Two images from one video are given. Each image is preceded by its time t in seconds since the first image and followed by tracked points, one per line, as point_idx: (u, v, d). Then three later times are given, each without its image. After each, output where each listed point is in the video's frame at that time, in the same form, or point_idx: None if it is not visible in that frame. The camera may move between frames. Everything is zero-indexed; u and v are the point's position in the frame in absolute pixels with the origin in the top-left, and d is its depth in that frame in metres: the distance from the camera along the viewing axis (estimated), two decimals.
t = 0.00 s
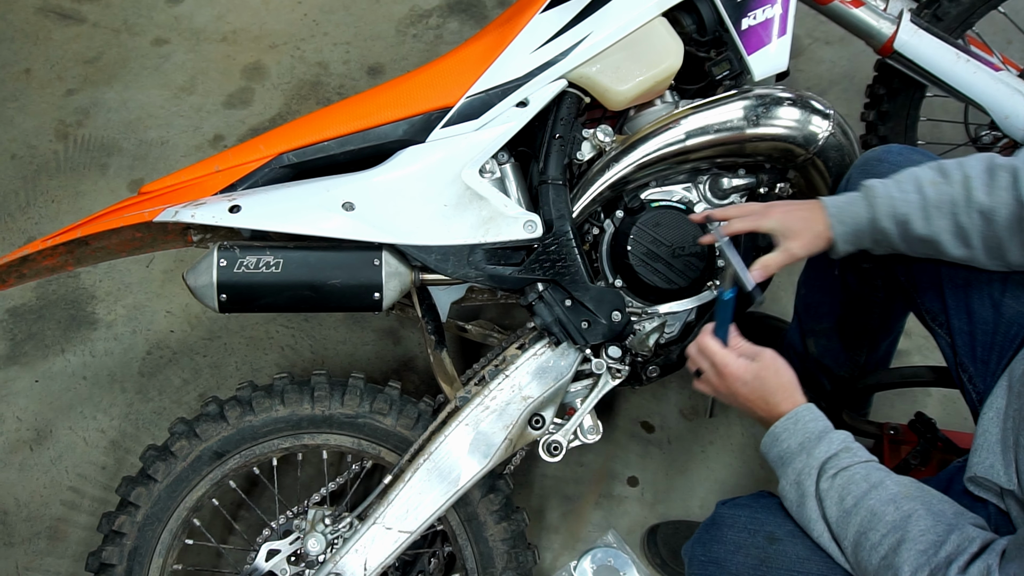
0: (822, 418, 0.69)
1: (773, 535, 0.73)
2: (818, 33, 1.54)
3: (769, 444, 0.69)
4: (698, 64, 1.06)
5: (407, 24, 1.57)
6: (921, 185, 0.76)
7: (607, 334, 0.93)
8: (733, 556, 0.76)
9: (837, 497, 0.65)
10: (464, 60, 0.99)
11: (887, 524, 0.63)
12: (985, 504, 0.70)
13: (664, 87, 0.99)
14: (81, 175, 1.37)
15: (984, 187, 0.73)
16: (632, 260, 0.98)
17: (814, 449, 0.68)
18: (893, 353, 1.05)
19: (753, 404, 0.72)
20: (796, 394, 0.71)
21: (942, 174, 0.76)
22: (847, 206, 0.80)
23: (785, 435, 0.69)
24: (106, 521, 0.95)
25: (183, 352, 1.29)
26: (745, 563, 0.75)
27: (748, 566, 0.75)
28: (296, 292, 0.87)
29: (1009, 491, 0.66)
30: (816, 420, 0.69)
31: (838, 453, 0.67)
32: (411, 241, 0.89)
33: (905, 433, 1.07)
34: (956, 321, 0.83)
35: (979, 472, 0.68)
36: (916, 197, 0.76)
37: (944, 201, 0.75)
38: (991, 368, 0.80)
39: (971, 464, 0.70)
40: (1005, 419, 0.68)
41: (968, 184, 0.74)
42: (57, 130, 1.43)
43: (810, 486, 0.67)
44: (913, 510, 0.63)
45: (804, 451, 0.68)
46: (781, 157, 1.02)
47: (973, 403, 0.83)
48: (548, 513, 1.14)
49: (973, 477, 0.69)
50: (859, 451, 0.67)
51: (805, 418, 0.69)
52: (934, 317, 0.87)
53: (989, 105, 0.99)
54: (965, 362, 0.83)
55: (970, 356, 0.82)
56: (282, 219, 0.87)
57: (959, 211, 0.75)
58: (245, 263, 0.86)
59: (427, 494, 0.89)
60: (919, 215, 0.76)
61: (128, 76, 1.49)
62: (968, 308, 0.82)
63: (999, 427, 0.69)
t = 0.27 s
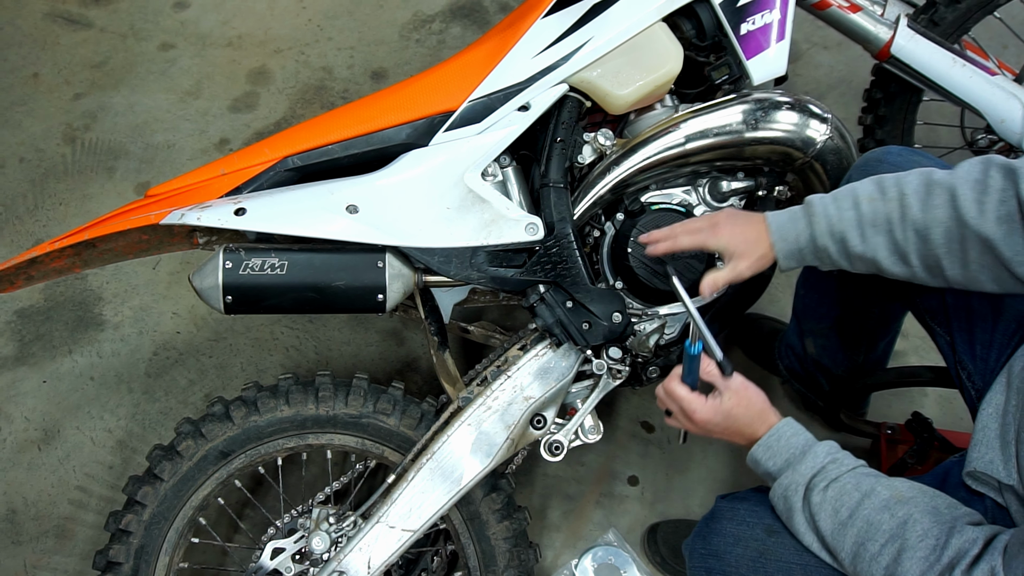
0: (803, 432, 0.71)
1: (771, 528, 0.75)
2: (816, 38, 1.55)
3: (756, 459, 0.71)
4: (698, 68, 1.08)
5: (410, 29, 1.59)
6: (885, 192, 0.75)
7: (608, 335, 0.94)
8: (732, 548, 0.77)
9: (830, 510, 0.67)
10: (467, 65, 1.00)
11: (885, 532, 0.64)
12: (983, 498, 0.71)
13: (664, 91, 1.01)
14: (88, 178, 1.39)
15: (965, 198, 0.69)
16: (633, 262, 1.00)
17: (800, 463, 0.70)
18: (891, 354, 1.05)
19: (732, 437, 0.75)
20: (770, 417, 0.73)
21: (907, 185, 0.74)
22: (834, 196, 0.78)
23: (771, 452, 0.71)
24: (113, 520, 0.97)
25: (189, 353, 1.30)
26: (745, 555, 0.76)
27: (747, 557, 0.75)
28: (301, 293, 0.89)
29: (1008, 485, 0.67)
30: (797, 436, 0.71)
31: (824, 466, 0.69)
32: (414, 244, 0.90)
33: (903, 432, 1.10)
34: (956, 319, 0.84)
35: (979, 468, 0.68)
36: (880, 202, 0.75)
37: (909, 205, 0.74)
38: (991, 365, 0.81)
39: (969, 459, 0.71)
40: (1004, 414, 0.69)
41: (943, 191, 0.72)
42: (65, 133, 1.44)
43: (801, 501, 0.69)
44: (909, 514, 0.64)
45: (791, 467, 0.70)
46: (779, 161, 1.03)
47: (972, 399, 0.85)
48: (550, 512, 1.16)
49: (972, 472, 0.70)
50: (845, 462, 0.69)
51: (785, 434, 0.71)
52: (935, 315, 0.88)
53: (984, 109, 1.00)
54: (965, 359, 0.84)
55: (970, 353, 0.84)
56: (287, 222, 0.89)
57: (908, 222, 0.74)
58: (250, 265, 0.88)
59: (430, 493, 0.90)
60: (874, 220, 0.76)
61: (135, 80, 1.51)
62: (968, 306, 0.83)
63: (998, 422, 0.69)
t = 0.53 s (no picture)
0: (802, 436, 0.70)
1: (768, 534, 0.75)
2: (814, 43, 1.56)
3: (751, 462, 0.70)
4: (697, 72, 1.09)
5: (413, 34, 1.60)
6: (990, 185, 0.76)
7: (608, 336, 0.95)
8: (729, 553, 0.78)
9: (824, 516, 0.67)
10: (469, 69, 1.02)
11: (876, 540, 0.63)
12: (974, 502, 0.72)
13: (664, 95, 1.02)
14: (96, 181, 1.41)
15: None
16: (634, 264, 1.00)
17: (796, 468, 0.69)
18: (887, 356, 1.07)
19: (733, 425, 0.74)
20: (773, 414, 0.73)
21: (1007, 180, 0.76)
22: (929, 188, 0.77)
23: (767, 457, 0.70)
24: (120, 519, 0.98)
25: (195, 354, 1.32)
26: (741, 561, 0.77)
27: (744, 564, 0.76)
28: (305, 295, 0.90)
29: (996, 488, 0.68)
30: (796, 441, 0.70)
31: (820, 474, 0.68)
32: (417, 246, 0.92)
33: (898, 432, 1.11)
34: (947, 325, 0.85)
35: (968, 470, 0.70)
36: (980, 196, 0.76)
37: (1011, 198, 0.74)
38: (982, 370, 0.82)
39: (960, 463, 0.72)
40: (993, 418, 0.71)
41: None
42: (72, 137, 1.46)
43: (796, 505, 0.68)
44: (901, 523, 0.63)
45: (786, 471, 0.69)
46: (778, 164, 1.04)
47: (965, 402, 0.85)
48: (551, 511, 1.17)
49: (962, 476, 0.71)
50: (842, 469, 0.68)
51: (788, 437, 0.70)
52: (926, 320, 0.89)
53: (980, 113, 1.01)
54: (957, 365, 0.85)
55: (961, 359, 0.85)
56: (292, 224, 0.90)
57: None
58: (255, 267, 0.89)
59: (433, 492, 0.91)
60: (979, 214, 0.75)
61: (141, 84, 1.53)
62: (959, 312, 0.84)
63: (988, 425, 0.71)
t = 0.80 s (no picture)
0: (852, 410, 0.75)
1: (768, 530, 0.78)
2: (811, 48, 1.58)
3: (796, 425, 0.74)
4: (696, 77, 1.10)
5: (416, 38, 1.62)
6: None
7: (608, 337, 0.97)
8: (729, 549, 0.79)
9: (853, 479, 0.70)
10: (471, 74, 1.04)
11: (899, 507, 0.67)
12: (972, 499, 0.73)
13: (664, 99, 1.03)
14: (103, 184, 1.43)
15: None
16: (635, 266, 1.02)
17: (846, 431, 0.73)
18: (884, 357, 1.07)
19: (792, 378, 0.78)
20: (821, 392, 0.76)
21: None
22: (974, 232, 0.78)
23: (820, 415, 0.74)
24: (127, 518, 0.99)
25: (201, 355, 1.34)
26: (741, 556, 0.79)
27: (743, 559, 0.78)
28: (309, 297, 0.92)
29: (994, 486, 0.69)
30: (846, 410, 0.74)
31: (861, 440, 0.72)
32: (421, 248, 0.93)
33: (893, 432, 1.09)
34: (946, 323, 0.87)
35: (966, 470, 0.71)
36: None
37: None
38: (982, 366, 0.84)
39: (957, 462, 0.73)
40: (990, 418, 0.71)
41: None
42: (80, 140, 1.48)
43: (831, 461, 0.72)
44: (922, 500, 0.67)
45: (834, 433, 0.73)
46: (776, 167, 1.05)
47: (962, 400, 0.87)
48: (553, 509, 1.18)
49: (960, 475, 0.72)
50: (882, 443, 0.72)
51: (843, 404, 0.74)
52: (926, 320, 0.90)
53: (977, 117, 1.02)
54: (954, 362, 0.88)
55: (959, 357, 0.87)
56: (297, 227, 0.92)
57: None
58: (260, 269, 0.91)
59: (436, 492, 0.92)
60: None
61: (148, 89, 1.55)
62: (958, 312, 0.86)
63: (986, 425, 0.71)
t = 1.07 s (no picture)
0: (791, 430, 0.73)
1: (764, 528, 0.77)
2: (810, 52, 1.59)
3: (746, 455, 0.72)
4: (696, 81, 1.12)
5: (419, 43, 1.64)
6: (952, 198, 0.74)
7: (609, 338, 0.98)
8: (726, 547, 0.80)
9: (811, 505, 0.68)
10: (474, 78, 1.05)
11: (860, 525, 0.65)
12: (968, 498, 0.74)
13: (664, 103, 1.05)
14: (110, 187, 1.44)
15: None
16: (635, 268, 1.03)
17: (789, 457, 0.71)
18: (883, 357, 1.08)
19: (725, 403, 0.77)
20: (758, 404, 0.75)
21: (969, 187, 0.74)
22: (888, 219, 0.76)
23: (764, 443, 0.72)
24: (133, 516, 1.01)
25: (206, 356, 1.35)
26: (738, 553, 0.79)
27: (740, 556, 0.78)
28: (314, 298, 0.93)
29: (991, 486, 0.69)
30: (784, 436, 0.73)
31: (805, 462, 0.70)
32: (423, 250, 0.94)
33: (892, 433, 1.12)
34: (944, 323, 0.88)
35: (963, 469, 0.71)
36: (949, 211, 0.74)
37: (978, 215, 0.73)
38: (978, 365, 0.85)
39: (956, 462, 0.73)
40: (987, 418, 0.71)
41: (996, 198, 0.73)
42: (87, 144, 1.50)
43: (787, 495, 0.70)
44: (883, 510, 0.65)
45: (778, 462, 0.71)
46: (775, 170, 1.07)
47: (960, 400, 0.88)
48: (554, 508, 1.20)
49: (958, 475, 0.72)
50: (829, 458, 0.70)
51: (779, 426, 0.73)
52: (925, 321, 0.91)
53: (973, 121, 1.04)
54: (953, 363, 0.88)
55: (957, 358, 0.87)
56: (301, 229, 0.93)
57: (1003, 225, 0.72)
58: (265, 271, 0.92)
59: (438, 491, 0.94)
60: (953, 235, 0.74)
61: (154, 93, 1.57)
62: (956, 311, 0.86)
63: (983, 425, 0.71)
